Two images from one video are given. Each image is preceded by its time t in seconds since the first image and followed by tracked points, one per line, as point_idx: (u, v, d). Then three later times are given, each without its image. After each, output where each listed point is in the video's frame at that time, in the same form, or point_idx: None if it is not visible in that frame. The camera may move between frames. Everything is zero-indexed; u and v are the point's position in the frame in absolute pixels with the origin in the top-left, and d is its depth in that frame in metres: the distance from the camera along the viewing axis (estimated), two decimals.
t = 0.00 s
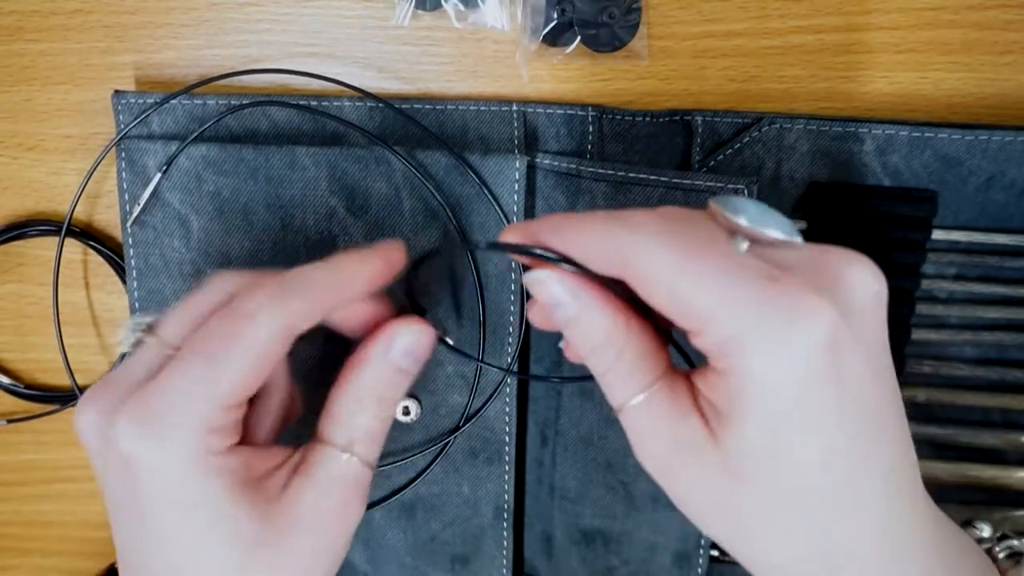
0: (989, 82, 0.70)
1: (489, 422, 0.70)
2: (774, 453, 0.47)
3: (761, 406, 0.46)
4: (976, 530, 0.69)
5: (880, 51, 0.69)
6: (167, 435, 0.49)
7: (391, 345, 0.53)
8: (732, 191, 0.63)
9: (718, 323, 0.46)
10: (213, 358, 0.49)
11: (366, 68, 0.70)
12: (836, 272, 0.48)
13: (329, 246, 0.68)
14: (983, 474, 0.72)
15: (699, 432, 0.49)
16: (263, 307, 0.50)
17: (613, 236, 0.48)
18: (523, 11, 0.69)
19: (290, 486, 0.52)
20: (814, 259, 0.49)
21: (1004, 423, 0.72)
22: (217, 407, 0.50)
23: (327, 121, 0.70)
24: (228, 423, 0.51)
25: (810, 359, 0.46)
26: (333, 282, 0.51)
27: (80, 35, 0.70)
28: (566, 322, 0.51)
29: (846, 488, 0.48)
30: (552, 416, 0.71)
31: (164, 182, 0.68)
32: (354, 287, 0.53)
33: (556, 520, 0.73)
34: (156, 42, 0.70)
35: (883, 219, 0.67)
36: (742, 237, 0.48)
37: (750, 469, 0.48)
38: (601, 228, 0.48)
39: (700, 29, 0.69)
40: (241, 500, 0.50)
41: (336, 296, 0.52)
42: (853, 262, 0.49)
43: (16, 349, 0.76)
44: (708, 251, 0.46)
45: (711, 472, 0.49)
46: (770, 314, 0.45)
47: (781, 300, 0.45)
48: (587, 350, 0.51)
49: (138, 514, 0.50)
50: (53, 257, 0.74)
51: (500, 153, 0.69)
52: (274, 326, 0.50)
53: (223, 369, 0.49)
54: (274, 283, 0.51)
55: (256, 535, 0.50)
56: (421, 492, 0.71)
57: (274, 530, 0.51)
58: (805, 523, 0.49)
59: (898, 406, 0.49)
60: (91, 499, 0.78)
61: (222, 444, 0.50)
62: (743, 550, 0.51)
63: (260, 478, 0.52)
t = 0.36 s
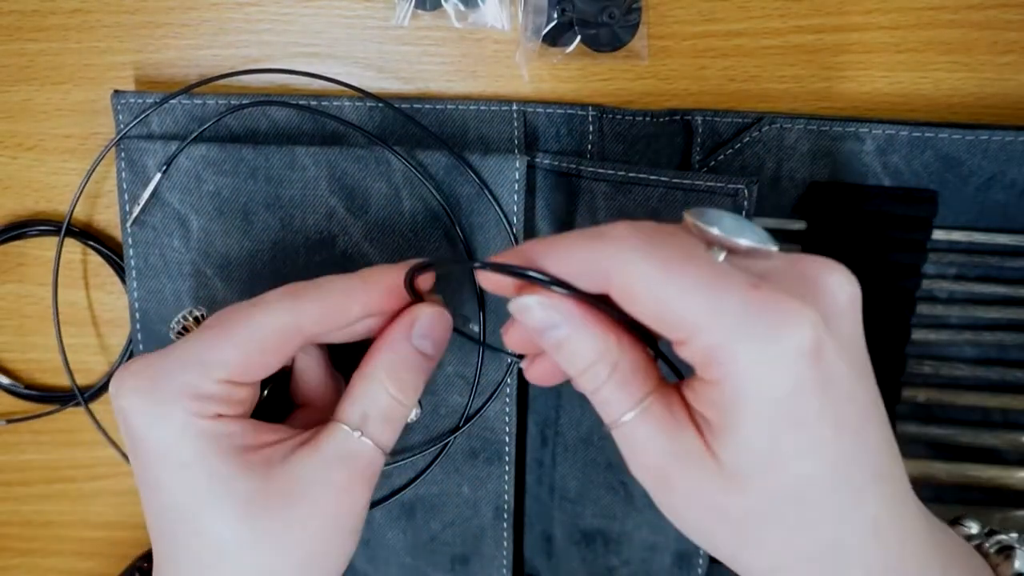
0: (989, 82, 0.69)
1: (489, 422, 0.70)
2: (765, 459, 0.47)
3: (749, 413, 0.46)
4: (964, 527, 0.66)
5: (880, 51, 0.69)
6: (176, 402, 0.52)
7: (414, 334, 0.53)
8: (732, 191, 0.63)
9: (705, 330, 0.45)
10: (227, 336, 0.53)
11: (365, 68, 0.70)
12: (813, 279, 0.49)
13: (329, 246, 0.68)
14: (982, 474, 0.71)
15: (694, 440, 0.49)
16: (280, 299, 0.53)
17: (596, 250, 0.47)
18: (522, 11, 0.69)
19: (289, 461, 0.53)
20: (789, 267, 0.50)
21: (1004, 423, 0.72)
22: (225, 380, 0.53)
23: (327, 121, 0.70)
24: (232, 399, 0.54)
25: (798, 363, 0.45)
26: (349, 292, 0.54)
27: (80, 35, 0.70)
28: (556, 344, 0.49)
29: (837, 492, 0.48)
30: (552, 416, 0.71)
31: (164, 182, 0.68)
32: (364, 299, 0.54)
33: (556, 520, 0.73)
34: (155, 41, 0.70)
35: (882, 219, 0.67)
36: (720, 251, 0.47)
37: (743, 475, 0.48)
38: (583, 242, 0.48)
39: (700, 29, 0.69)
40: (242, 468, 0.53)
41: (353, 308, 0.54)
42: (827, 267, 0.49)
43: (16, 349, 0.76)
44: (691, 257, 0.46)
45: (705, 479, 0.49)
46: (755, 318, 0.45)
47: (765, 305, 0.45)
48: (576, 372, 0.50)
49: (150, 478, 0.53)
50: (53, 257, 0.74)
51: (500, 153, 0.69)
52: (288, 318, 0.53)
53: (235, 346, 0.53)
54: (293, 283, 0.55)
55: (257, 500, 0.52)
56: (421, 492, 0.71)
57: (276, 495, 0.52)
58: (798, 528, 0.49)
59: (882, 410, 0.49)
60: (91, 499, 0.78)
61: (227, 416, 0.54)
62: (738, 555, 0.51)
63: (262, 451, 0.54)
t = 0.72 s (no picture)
0: (989, 82, 0.69)
1: (489, 422, 0.70)
2: (732, 465, 0.47)
3: (717, 419, 0.46)
4: (941, 527, 0.67)
5: (881, 51, 0.69)
6: (202, 396, 0.53)
7: (450, 365, 0.52)
8: (732, 192, 0.62)
9: (678, 335, 0.45)
10: (256, 331, 0.54)
11: (366, 68, 0.70)
12: (783, 284, 0.48)
13: (329, 246, 0.68)
14: (982, 474, 0.71)
15: (669, 442, 0.49)
16: (310, 298, 0.55)
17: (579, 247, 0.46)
18: (522, 11, 0.68)
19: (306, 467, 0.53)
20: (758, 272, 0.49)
21: (1005, 423, 0.72)
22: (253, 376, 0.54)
23: (327, 121, 0.70)
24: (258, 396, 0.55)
25: (767, 371, 0.45)
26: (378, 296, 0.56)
27: (79, 35, 0.70)
28: (553, 339, 0.47)
29: (802, 497, 0.48)
30: (552, 417, 0.71)
31: (164, 182, 0.68)
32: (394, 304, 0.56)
33: (556, 521, 0.73)
34: (155, 41, 0.70)
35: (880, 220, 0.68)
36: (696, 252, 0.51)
37: (714, 480, 0.48)
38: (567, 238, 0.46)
39: (700, 29, 0.69)
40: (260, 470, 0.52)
41: (380, 313, 0.56)
42: (796, 274, 0.49)
43: (15, 349, 0.76)
44: (671, 261, 0.45)
45: (674, 481, 0.49)
46: (726, 325, 0.45)
47: (736, 312, 0.45)
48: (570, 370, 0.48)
49: (176, 472, 0.53)
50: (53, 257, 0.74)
51: (500, 153, 0.68)
52: (318, 317, 0.55)
53: (264, 343, 0.54)
54: (325, 283, 0.56)
55: (273, 506, 0.52)
56: (421, 492, 0.71)
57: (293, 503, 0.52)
58: (763, 532, 0.49)
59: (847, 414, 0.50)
60: (90, 499, 0.78)
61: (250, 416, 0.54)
62: (702, 554, 0.51)
63: (279, 457, 0.53)
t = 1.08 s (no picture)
0: (989, 82, 0.69)
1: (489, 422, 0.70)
2: (733, 459, 0.47)
3: (720, 411, 0.46)
4: (934, 527, 0.66)
5: (881, 51, 0.69)
6: (213, 391, 0.54)
7: (441, 407, 0.51)
8: (733, 192, 0.63)
9: (683, 325, 0.45)
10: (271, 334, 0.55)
11: (365, 68, 0.70)
12: (785, 283, 0.49)
13: (329, 247, 0.68)
14: (982, 475, 0.71)
15: (671, 438, 0.49)
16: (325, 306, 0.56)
17: (595, 235, 0.46)
18: (523, 11, 0.69)
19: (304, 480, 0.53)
20: (764, 268, 0.49)
21: (1004, 423, 0.72)
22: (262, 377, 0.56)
23: (327, 121, 0.70)
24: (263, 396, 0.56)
25: (769, 364, 0.46)
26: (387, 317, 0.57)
27: (80, 35, 0.70)
28: (572, 327, 0.47)
29: (802, 496, 0.48)
30: (552, 417, 0.71)
31: (164, 183, 0.68)
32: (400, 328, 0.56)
33: (556, 521, 0.73)
34: (156, 42, 0.70)
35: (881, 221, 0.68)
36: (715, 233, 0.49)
37: (716, 476, 0.48)
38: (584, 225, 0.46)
39: (701, 29, 0.69)
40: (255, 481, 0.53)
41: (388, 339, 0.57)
42: (797, 273, 0.50)
43: (15, 349, 0.76)
44: (681, 252, 0.45)
45: (675, 478, 0.49)
46: (730, 317, 0.45)
47: (740, 305, 0.45)
48: (579, 365, 0.48)
49: (176, 464, 0.54)
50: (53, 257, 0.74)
51: (500, 153, 0.68)
52: (332, 328, 0.56)
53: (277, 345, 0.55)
54: (342, 295, 0.57)
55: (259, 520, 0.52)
56: (421, 492, 0.71)
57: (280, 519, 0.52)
58: (761, 529, 0.49)
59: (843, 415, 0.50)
60: (89, 499, 0.78)
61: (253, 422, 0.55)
62: (698, 553, 0.51)
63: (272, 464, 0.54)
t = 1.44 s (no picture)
0: (989, 82, 0.69)
1: (489, 422, 0.70)
2: (732, 445, 0.47)
3: (719, 396, 0.46)
4: (938, 525, 0.66)
5: (881, 51, 0.69)
6: (189, 422, 0.51)
7: (425, 454, 0.46)
8: (732, 192, 0.63)
9: (682, 308, 0.45)
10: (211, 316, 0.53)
11: (365, 68, 0.70)
12: (786, 273, 0.49)
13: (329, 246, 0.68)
14: (982, 475, 0.71)
15: (672, 424, 0.49)
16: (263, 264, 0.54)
17: (599, 217, 0.46)
18: (523, 11, 0.69)
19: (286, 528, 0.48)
20: (766, 260, 0.50)
21: (1005, 423, 0.72)
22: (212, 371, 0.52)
23: (327, 122, 0.70)
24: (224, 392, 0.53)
25: (768, 349, 0.46)
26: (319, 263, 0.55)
27: (80, 35, 0.70)
28: (577, 307, 0.47)
29: (799, 482, 0.48)
30: (552, 416, 0.71)
31: (164, 183, 0.68)
32: (340, 266, 0.55)
33: (556, 520, 0.73)
34: (156, 42, 0.70)
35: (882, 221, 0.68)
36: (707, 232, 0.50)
37: (714, 462, 0.48)
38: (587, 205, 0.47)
39: (701, 29, 0.69)
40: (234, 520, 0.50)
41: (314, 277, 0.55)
42: (797, 264, 0.50)
43: (15, 349, 0.76)
44: (683, 237, 0.45)
45: (675, 464, 0.49)
46: (730, 301, 0.45)
47: (739, 291, 0.45)
48: (582, 344, 0.49)
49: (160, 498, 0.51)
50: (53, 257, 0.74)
51: (500, 153, 0.68)
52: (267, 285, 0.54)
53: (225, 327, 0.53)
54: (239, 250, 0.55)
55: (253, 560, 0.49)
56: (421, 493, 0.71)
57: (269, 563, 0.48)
58: (760, 517, 0.49)
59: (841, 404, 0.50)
60: (89, 499, 0.78)
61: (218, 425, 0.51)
62: (697, 540, 0.51)
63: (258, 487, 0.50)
